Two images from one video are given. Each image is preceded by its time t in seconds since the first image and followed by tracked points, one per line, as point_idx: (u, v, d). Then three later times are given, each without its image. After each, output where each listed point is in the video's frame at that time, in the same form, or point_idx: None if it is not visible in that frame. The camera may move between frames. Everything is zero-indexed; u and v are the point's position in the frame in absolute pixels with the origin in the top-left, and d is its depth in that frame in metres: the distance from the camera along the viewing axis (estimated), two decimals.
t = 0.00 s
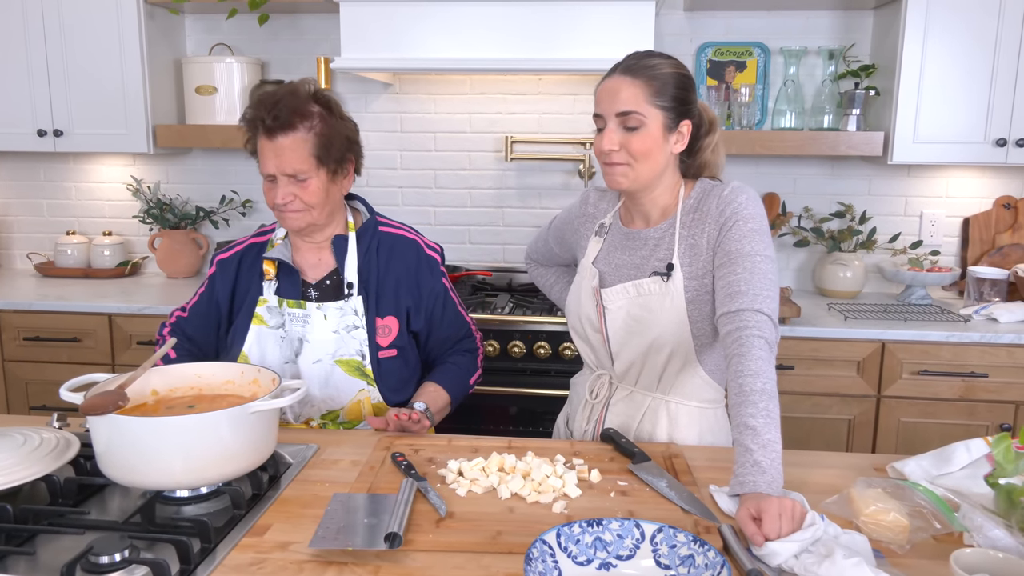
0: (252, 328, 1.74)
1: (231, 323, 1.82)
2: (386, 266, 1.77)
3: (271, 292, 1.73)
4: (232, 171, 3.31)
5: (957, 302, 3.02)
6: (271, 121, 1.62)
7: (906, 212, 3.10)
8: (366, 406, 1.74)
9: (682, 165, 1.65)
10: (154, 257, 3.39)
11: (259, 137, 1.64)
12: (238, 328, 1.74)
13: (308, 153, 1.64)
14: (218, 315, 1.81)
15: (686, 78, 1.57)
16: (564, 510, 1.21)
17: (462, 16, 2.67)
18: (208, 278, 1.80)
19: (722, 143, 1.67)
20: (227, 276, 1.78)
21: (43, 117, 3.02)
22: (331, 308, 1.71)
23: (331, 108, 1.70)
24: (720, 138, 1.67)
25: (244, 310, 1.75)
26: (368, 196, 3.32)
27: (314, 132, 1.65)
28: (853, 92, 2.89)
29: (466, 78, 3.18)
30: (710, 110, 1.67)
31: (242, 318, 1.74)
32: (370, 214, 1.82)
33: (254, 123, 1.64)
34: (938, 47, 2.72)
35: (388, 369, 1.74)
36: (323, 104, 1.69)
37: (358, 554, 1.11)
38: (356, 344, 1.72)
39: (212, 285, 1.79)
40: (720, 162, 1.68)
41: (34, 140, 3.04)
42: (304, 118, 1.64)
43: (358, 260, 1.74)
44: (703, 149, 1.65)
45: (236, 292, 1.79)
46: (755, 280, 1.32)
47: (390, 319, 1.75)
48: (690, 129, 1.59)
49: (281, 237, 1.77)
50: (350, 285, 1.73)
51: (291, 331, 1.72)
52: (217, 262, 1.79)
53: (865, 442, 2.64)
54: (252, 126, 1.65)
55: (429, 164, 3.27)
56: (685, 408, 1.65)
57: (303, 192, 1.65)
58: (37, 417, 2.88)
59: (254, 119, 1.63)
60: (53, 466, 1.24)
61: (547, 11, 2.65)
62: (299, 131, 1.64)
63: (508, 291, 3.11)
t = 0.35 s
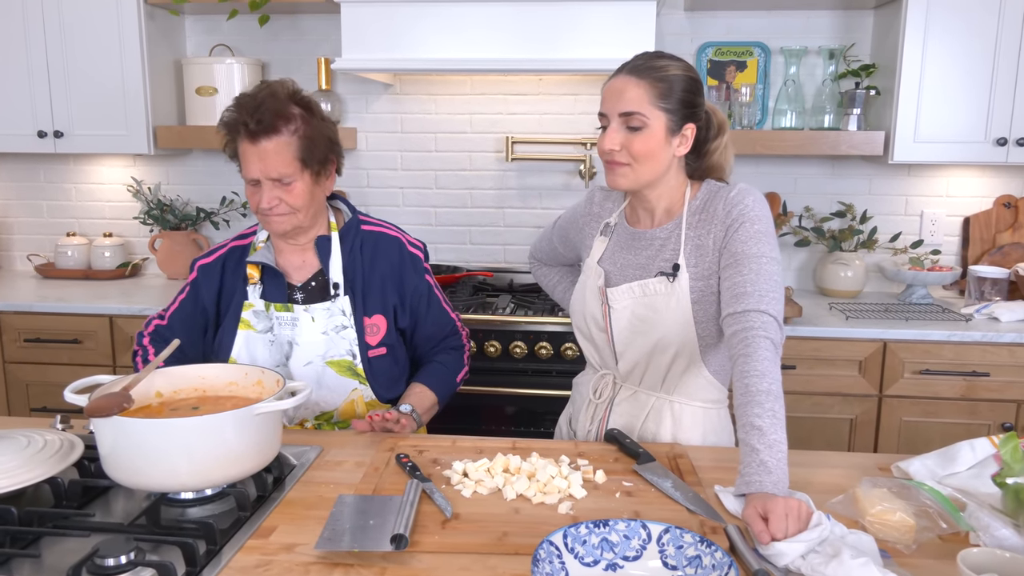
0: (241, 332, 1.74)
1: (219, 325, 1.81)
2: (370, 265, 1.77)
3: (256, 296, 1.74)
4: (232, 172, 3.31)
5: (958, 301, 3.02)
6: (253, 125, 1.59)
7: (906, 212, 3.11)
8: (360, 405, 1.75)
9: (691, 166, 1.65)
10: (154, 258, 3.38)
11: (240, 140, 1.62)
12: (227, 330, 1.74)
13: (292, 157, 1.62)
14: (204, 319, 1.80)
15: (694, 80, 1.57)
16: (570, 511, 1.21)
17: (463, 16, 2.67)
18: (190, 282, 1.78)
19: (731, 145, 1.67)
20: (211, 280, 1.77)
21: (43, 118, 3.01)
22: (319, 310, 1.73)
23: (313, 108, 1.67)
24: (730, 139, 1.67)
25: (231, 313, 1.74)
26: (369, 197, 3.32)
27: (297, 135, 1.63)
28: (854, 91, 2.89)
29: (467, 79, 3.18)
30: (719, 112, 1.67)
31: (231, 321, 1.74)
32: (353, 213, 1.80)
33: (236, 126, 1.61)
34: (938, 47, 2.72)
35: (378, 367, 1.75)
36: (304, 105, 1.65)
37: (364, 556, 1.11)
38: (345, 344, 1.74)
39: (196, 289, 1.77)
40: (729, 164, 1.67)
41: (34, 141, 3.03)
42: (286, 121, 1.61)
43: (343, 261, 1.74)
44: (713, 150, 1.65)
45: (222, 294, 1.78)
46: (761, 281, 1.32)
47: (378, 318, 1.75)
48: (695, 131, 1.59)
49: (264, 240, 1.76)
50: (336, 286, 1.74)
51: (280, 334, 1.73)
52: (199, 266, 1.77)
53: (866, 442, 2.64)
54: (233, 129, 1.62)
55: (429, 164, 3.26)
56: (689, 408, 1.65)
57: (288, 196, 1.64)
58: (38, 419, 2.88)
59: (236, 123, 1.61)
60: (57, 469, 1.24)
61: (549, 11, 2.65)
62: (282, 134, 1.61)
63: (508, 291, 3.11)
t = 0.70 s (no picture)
0: (224, 340, 1.71)
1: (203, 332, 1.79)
2: (350, 266, 1.78)
3: (237, 302, 1.71)
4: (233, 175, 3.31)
5: (959, 304, 3.02)
6: (235, 132, 1.58)
7: (906, 214, 3.11)
8: (348, 405, 1.73)
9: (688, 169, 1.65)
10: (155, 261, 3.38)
11: (220, 147, 1.60)
12: (210, 337, 1.71)
13: (275, 163, 1.62)
14: (190, 329, 1.78)
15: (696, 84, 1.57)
16: (575, 515, 1.21)
17: (464, 19, 2.67)
18: (170, 292, 1.77)
19: (733, 150, 1.67)
20: (192, 288, 1.75)
21: (43, 122, 3.01)
22: (302, 313, 1.72)
23: (290, 113, 1.66)
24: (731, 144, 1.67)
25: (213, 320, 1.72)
26: (369, 200, 3.32)
27: (278, 140, 1.62)
28: (854, 94, 2.89)
29: (467, 82, 3.18)
30: (722, 117, 1.67)
31: (213, 327, 1.71)
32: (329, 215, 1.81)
33: (214, 133, 1.59)
34: (938, 50, 2.73)
35: (365, 366, 1.76)
36: (281, 109, 1.65)
37: (370, 561, 1.11)
38: (330, 345, 1.73)
39: (178, 298, 1.76)
40: (730, 167, 1.67)
41: (34, 144, 3.03)
42: (266, 126, 1.61)
43: (322, 263, 1.74)
44: (714, 154, 1.65)
45: (205, 300, 1.77)
46: (765, 285, 1.32)
47: (360, 317, 1.76)
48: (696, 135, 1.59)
49: (242, 246, 1.75)
50: (318, 288, 1.73)
51: (265, 339, 1.72)
52: (179, 275, 1.76)
53: (868, 444, 2.64)
54: (211, 136, 1.60)
55: (430, 167, 3.27)
56: (693, 411, 1.65)
57: (270, 202, 1.64)
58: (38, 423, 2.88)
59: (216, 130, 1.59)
60: (59, 473, 1.24)
61: (551, 14, 2.65)
62: (264, 140, 1.61)
63: (509, 293, 3.10)
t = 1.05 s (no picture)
0: (224, 343, 1.71)
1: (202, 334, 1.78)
2: (346, 263, 1.78)
3: (236, 304, 1.71)
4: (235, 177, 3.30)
5: (961, 306, 3.03)
6: (234, 135, 1.57)
7: (908, 216, 3.11)
8: (352, 402, 1.76)
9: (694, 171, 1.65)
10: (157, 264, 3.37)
11: (218, 149, 1.59)
12: (210, 338, 1.71)
13: (273, 165, 1.62)
14: (189, 333, 1.77)
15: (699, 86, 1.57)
16: (583, 518, 1.21)
17: (467, 21, 2.67)
18: (164, 300, 1.75)
19: (739, 152, 1.68)
20: (188, 293, 1.74)
21: (45, 124, 3.00)
22: (302, 312, 1.72)
23: (285, 115, 1.66)
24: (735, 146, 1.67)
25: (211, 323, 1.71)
26: (371, 202, 3.32)
27: (274, 142, 1.62)
28: (857, 96, 2.89)
29: (469, 84, 3.18)
30: (727, 120, 1.67)
31: (212, 329, 1.71)
32: (324, 215, 1.81)
33: (211, 135, 1.59)
34: (941, 53, 2.73)
35: (367, 361, 1.77)
36: (275, 111, 1.64)
37: (379, 564, 1.11)
38: (332, 343, 1.74)
39: (174, 305, 1.74)
40: (735, 169, 1.67)
41: (36, 146, 3.02)
42: (263, 128, 1.61)
43: (318, 263, 1.75)
44: (719, 157, 1.65)
45: (202, 304, 1.76)
46: (772, 287, 1.32)
47: (359, 314, 1.76)
48: (700, 138, 1.60)
49: (238, 249, 1.73)
50: (316, 287, 1.74)
51: (267, 340, 1.72)
52: (173, 282, 1.75)
53: (871, 446, 2.64)
54: (209, 139, 1.59)
55: (432, 169, 3.27)
56: (698, 413, 1.64)
57: (268, 204, 1.64)
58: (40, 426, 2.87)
59: (214, 132, 1.58)
60: (65, 477, 1.23)
61: (553, 16, 2.65)
62: (262, 141, 1.61)
63: (511, 295, 3.10)
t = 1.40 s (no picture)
0: (244, 339, 1.73)
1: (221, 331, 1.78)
2: (366, 268, 1.78)
3: (257, 302, 1.72)
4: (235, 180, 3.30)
5: (961, 306, 3.03)
6: (263, 135, 1.57)
7: (909, 217, 3.12)
8: (365, 404, 1.76)
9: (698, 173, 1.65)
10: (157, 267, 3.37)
11: (246, 149, 1.59)
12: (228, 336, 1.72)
13: (299, 167, 1.61)
14: (208, 332, 1.78)
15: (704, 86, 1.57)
16: (591, 519, 1.21)
17: (468, 22, 2.68)
18: (190, 299, 1.77)
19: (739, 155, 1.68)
20: (210, 291, 1.75)
21: (46, 127, 3.00)
22: (321, 313, 1.72)
23: (315, 118, 1.65)
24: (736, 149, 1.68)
25: (230, 321, 1.73)
26: (373, 205, 3.32)
27: (303, 144, 1.62)
28: (857, 97, 2.90)
29: (470, 86, 3.18)
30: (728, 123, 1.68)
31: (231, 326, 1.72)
32: (347, 218, 1.81)
33: (240, 135, 1.59)
34: (940, 55, 2.74)
35: (382, 365, 1.77)
36: (306, 114, 1.64)
37: (387, 567, 1.11)
38: (349, 344, 1.74)
39: (195, 303, 1.76)
40: (736, 172, 1.68)
41: (37, 149, 3.02)
42: (293, 130, 1.60)
43: (340, 266, 1.74)
44: (719, 160, 1.66)
45: (223, 302, 1.76)
46: (786, 292, 1.32)
47: (376, 318, 1.76)
48: (706, 138, 1.60)
49: (261, 249, 1.73)
50: (337, 289, 1.73)
51: (285, 338, 1.72)
52: (197, 280, 1.77)
53: (872, 447, 2.65)
54: (238, 139, 1.59)
55: (433, 171, 3.27)
56: (704, 416, 1.65)
57: (294, 204, 1.63)
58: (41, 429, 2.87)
59: (242, 132, 1.58)
60: (71, 480, 1.23)
61: (554, 19, 2.66)
62: (291, 144, 1.60)
63: (513, 297, 3.10)
